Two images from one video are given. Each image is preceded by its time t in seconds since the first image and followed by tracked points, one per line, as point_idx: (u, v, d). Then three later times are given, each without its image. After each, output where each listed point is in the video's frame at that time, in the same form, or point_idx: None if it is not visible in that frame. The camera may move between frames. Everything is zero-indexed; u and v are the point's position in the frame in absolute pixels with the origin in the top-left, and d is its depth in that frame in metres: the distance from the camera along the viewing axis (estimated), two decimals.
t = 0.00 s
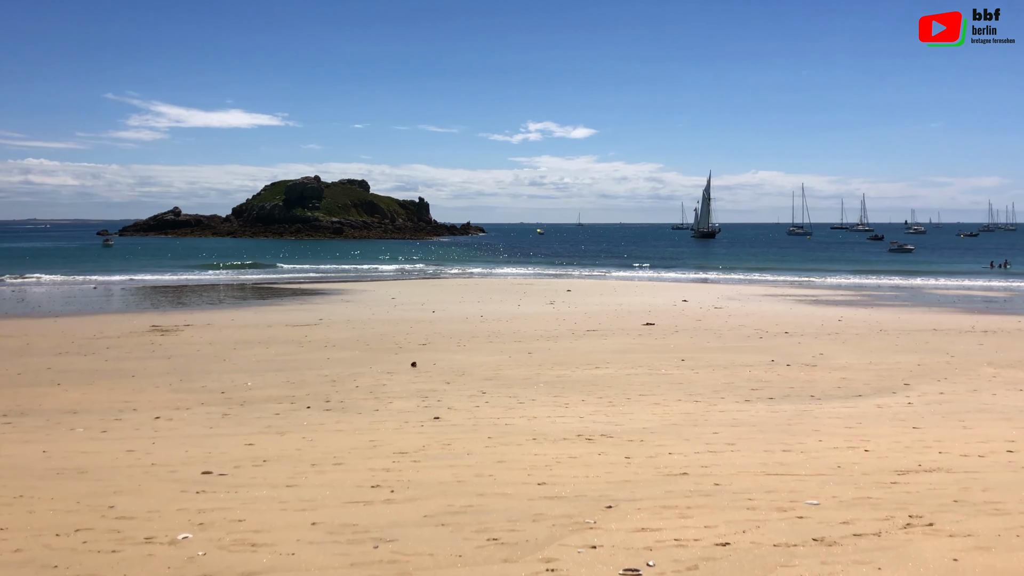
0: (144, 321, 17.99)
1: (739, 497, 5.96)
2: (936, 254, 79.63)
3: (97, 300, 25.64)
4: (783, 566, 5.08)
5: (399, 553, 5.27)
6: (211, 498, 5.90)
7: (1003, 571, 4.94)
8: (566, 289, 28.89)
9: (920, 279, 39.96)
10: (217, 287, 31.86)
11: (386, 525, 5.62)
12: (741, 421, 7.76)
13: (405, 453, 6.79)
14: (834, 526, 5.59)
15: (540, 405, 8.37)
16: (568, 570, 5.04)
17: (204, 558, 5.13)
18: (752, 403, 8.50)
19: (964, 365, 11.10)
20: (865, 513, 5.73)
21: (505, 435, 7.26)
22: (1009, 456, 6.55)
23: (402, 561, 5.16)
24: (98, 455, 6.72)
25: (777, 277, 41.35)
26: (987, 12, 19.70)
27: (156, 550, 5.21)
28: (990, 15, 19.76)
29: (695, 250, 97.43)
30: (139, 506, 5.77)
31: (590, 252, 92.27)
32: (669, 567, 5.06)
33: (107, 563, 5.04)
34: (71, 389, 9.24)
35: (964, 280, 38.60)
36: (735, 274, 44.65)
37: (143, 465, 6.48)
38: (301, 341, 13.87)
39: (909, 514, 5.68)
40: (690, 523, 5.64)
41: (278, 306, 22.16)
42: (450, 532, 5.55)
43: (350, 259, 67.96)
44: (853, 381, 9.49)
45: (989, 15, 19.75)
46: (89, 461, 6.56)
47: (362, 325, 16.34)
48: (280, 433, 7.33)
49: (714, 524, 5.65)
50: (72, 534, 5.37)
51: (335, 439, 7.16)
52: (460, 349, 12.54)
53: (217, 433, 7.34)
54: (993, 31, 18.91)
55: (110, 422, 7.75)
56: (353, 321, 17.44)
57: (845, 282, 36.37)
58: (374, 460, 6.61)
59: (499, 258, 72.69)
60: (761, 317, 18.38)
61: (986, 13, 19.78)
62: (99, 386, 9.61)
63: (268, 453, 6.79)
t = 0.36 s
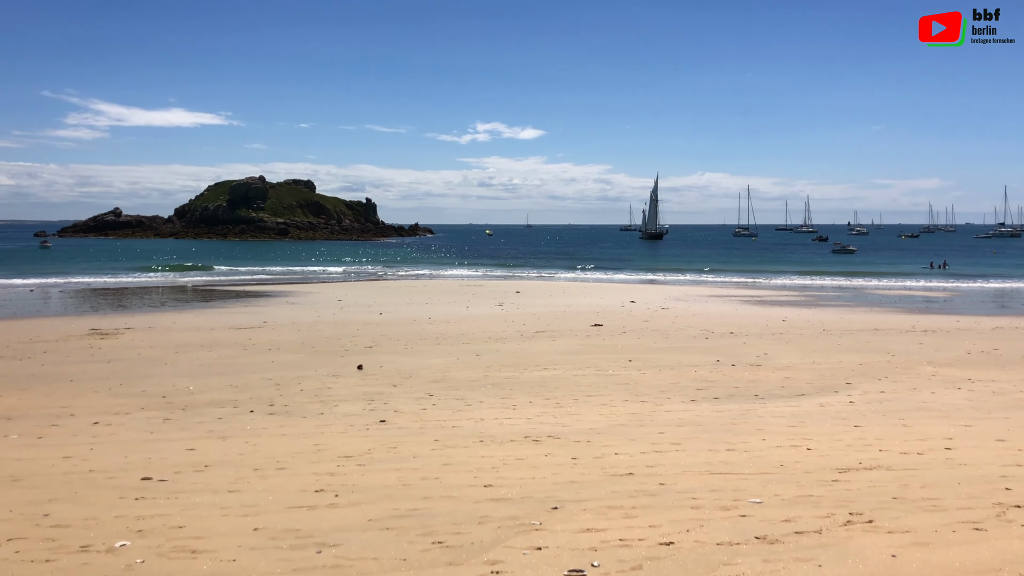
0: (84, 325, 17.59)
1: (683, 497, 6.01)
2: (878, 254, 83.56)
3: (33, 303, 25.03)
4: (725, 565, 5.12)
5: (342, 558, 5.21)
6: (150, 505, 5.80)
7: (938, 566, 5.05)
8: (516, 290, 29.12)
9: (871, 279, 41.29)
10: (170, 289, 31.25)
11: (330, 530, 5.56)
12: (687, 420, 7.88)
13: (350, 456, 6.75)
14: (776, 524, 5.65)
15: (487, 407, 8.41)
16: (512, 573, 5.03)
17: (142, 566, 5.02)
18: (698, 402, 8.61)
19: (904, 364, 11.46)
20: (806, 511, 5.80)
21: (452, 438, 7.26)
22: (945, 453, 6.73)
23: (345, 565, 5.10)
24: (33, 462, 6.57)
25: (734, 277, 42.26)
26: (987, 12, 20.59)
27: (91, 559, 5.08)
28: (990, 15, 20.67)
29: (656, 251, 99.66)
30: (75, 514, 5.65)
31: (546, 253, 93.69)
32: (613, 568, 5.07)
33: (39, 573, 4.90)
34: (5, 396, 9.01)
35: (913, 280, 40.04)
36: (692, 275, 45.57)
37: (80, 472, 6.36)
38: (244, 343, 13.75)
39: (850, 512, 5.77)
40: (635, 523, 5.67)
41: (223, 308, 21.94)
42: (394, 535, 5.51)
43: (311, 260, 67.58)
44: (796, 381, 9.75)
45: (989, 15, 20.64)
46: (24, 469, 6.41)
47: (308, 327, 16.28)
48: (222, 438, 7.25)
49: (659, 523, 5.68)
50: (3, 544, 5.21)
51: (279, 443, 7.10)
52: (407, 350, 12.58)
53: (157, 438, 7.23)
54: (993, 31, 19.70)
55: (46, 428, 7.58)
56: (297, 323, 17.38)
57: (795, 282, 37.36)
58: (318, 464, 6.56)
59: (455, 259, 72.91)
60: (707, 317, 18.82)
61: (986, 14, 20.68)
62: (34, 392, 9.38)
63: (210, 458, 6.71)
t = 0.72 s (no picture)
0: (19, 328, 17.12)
1: (627, 495, 6.06)
2: (825, 254, 84.84)
3: None
4: (667, 563, 5.15)
5: (283, 563, 5.14)
6: (86, 512, 5.69)
7: (874, 560, 5.14)
8: (462, 290, 29.26)
9: (825, 277, 42.23)
10: (118, 292, 30.44)
11: (271, 535, 5.49)
12: (632, 419, 7.99)
13: (293, 460, 6.72)
14: (718, 521, 5.70)
15: (433, 408, 8.45)
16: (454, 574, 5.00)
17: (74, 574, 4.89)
18: (643, 402, 8.74)
19: (845, 361, 11.78)
20: (747, 508, 5.87)
21: (397, 439, 7.26)
22: (884, 450, 6.90)
23: (286, 570, 5.04)
24: None
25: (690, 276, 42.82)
26: (988, 12, 19.94)
27: (21, 568, 4.94)
28: (991, 15, 20.02)
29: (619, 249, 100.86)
30: (5, 523, 5.49)
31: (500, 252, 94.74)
32: (556, 568, 5.07)
33: None
34: None
35: (866, 279, 41.10)
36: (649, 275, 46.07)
37: (12, 479, 6.20)
38: (185, 346, 13.56)
39: (789, 508, 5.84)
40: (578, 522, 5.68)
41: (164, 310, 21.60)
42: (337, 539, 5.46)
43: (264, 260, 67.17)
44: (739, 379, 10.04)
45: (989, 15, 19.99)
46: None
47: (250, 329, 16.15)
48: (162, 442, 7.16)
49: (602, 522, 5.70)
50: None
51: (221, 447, 7.03)
52: (352, 352, 12.55)
53: (94, 443, 7.10)
54: (993, 30, 19.00)
55: None
56: (239, 325, 17.21)
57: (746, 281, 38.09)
58: (259, 468, 6.51)
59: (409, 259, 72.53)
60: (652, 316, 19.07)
61: (987, 14, 20.50)
62: None
63: (149, 463, 6.61)
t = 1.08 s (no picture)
0: None
1: (570, 494, 6.08)
2: (775, 254, 83.83)
3: None
4: (609, 560, 5.15)
5: (221, 567, 5.05)
6: (16, 520, 5.54)
7: (813, 554, 5.19)
8: (407, 290, 29.28)
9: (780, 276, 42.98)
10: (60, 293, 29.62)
11: (209, 540, 5.39)
12: (577, 419, 8.09)
13: (233, 463, 6.66)
14: (660, 518, 5.74)
15: (376, 410, 8.48)
16: (395, 575, 4.94)
17: None
18: (587, 401, 8.87)
19: (786, 359, 12.10)
20: (689, 504, 5.91)
21: (340, 441, 7.25)
22: (823, 446, 7.04)
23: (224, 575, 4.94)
24: None
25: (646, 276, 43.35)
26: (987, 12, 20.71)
27: None
28: (990, 15, 20.79)
29: (581, 248, 101.60)
30: None
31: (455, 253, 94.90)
32: (498, 568, 5.04)
33: None
34: None
35: (820, 277, 42.07)
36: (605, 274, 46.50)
37: None
38: (122, 349, 13.33)
39: (730, 504, 5.90)
40: (521, 522, 5.68)
41: (102, 312, 21.17)
42: (276, 543, 5.38)
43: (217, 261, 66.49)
44: (682, 377, 10.31)
45: (989, 15, 20.77)
46: None
47: (191, 331, 16.00)
48: (97, 447, 7.03)
49: (545, 521, 5.70)
50: None
51: (159, 451, 6.93)
52: (295, 354, 12.52)
53: (25, 449, 6.94)
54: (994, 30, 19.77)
55: None
56: (178, 326, 16.95)
57: (698, 280, 38.73)
58: (198, 472, 6.44)
59: (364, 261, 71.94)
60: (597, 315, 19.27)
61: (986, 13, 20.77)
62: None
63: (84, 468, 6.48)
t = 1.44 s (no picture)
0: None
1: (516, 494, 6.09)
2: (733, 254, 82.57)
3: None
4: (553, 559, 5.15)
5: (158, 572, 4.96)
6: None
7: (754, 550, 5.23)
8: (354, 290, 29.03)
9: (740, 275, 43.27)
10: None
11: (147, 545, 5.30)
12: (523, 419, 8.13)
13: (173, 467, 6.58)
14: (604, 516, 5.76)
15: (320, 412, 8.44)
16: None
17: None
18: (533, 400, 8.92)
19: (731, 356, 12.27)
20: (633, 502, 5.96)
21: (283, 444, 7.21)
22: (766, 442, 7.14)
23: None
24: None
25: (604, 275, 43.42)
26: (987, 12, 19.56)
27: None
28: (990, 15, 19.62)
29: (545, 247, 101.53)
30: None
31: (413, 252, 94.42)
32: (441, 568, 5.02)
33: None
34: None
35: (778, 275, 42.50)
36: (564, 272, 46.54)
37: None
38: (58, 352, 13.02)
39: (674, 501, 5.95)
40: (466, 522, 5.66)
41: (38, 314, 20.61)
42: (217, 547, 5.30)
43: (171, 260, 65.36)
44: (628, 375, 10.39)
45: (989, 15, 19.62)
46: None
47: (128, 333, 15.72)
48: (31, 452, 6.89)
49: (490, 521, 5.69)
50: None
51: (97, 456, 6.83)
52: (238, 355, 12.39)
53: None
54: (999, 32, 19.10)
55: None
56: (118, 329, 16.61)
57: (655, 279, 39.13)
58: (137, 477, 6.35)
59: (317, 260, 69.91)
60: (545, 314, 19.31)
61: (986, 13, 19.64)
62: None
63: (18, 474, 6.35)
